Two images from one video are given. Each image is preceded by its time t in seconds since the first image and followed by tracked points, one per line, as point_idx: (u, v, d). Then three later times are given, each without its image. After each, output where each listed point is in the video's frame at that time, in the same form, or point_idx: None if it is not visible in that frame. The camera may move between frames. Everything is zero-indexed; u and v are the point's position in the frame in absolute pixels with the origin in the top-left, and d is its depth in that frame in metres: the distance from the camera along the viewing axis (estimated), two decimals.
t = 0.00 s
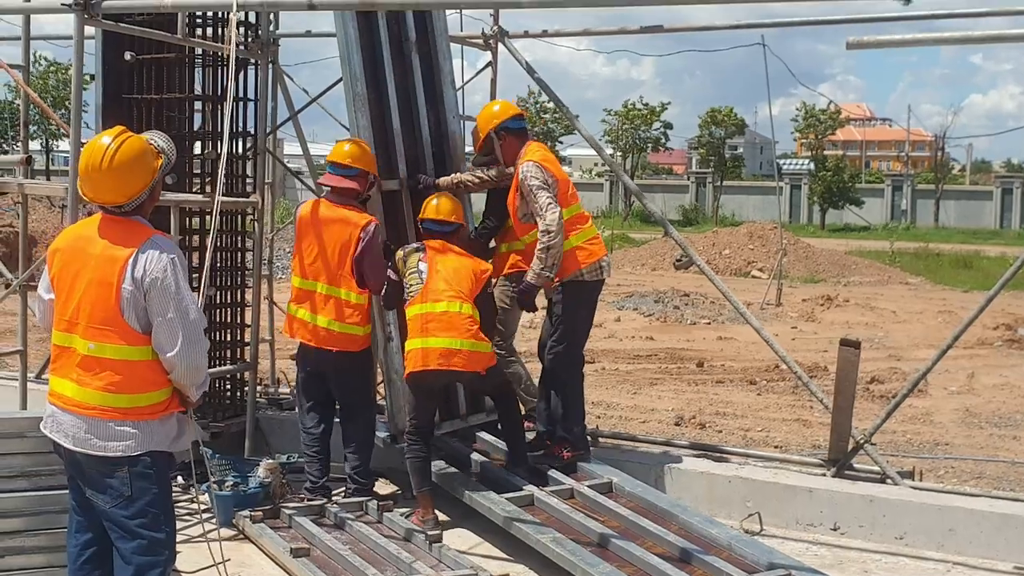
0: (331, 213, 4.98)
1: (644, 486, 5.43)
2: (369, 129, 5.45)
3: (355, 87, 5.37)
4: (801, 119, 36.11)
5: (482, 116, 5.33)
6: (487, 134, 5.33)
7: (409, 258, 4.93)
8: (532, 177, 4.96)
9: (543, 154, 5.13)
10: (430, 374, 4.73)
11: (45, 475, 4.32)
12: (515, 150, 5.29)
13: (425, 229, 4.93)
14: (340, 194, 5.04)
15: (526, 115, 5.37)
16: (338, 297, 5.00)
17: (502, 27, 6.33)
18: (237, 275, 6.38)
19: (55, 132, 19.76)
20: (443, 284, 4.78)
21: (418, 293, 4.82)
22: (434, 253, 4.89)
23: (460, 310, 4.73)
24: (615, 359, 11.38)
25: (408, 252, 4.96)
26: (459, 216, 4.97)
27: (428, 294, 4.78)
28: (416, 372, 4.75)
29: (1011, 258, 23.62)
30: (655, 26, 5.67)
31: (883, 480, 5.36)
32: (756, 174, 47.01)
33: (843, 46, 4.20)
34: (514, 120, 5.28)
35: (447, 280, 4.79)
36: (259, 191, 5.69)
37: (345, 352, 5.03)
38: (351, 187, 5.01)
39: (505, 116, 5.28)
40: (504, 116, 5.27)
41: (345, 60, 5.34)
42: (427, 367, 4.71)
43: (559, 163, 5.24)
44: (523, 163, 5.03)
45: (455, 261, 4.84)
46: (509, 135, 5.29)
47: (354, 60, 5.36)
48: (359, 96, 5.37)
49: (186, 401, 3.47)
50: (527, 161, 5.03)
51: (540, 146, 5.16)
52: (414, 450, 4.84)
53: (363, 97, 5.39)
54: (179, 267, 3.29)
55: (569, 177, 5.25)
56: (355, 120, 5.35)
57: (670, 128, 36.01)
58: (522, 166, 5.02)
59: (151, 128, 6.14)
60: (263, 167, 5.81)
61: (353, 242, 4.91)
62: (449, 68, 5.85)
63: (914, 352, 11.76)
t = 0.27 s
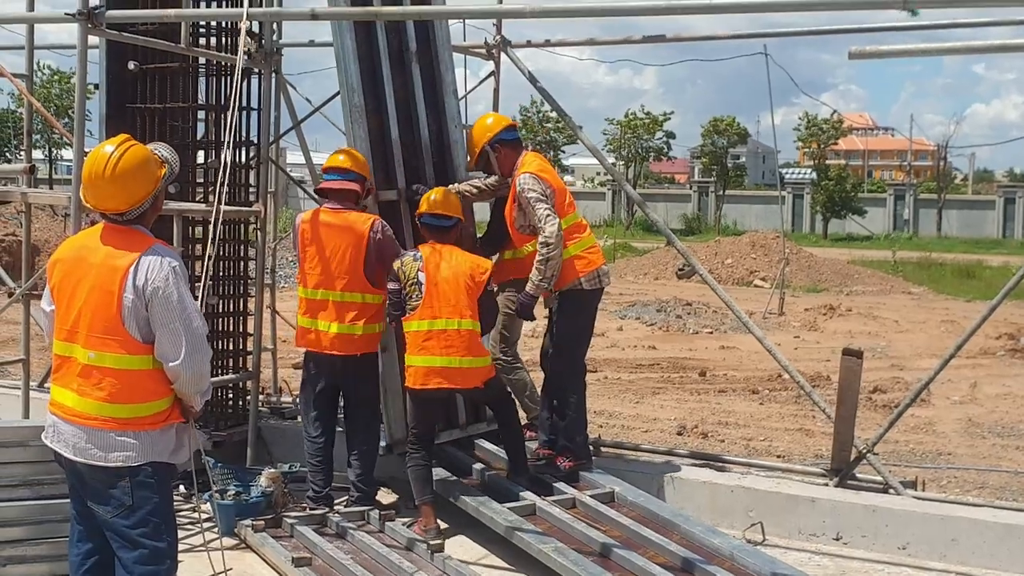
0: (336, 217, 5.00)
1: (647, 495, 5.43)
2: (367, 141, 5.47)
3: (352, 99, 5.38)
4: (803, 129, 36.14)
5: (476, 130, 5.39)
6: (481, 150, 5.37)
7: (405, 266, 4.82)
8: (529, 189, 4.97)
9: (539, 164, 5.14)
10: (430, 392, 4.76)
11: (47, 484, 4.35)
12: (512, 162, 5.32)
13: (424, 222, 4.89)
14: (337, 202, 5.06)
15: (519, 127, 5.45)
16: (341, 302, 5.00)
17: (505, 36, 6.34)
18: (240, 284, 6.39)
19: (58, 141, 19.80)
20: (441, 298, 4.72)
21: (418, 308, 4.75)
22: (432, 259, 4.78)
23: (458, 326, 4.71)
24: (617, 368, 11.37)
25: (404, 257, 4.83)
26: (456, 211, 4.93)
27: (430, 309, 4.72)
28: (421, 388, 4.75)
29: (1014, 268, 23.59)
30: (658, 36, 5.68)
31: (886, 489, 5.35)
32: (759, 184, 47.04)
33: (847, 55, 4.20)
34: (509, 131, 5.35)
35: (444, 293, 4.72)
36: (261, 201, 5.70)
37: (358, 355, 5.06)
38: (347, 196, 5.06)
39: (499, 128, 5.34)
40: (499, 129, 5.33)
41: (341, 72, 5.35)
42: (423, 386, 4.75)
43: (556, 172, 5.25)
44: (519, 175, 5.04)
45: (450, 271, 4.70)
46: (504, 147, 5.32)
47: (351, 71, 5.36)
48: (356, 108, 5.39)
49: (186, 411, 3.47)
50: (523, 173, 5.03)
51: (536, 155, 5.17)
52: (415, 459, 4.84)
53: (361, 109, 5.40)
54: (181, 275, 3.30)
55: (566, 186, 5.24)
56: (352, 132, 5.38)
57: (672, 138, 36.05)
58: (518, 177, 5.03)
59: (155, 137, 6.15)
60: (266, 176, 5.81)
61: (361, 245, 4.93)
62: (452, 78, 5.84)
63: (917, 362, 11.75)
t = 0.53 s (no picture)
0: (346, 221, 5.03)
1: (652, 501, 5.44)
2: (369, 146, 5.47)
3: (355, 105, 5.38)
4: (807, 135, 36.12)
5: (472, 139, 5.35)
6: (478, 161, 5.31)
7: (405, 269, 4.80)
8: (528, 200, 4.96)
9: (538, 173, 5.11)
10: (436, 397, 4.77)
11: (53, 489, 4.34)
12: (511, 174, 5.29)
13: (424, 222, 4.90)
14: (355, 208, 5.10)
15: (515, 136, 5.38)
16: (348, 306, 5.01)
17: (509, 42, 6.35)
18: (244, 289, 6.40)
19: (63, 146, 19.84)
20: (444, 303, 4.72)
21: (422, 314, 4.75)
22: (430, 263, 4.75)
23: (461, 332, 4.71)
24: (622, 374, 11.37)
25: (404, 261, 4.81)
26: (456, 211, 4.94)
27: (433, 315, 4.72)
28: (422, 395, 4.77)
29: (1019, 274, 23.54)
30: (662, 42, 5.68)
31: (891, 496, 5.34)
32: (763, 189, 47.04)
33: (851, 61, 4.20)
34: (504, 141, 5.28)
35: (444, 296, 4.72)
36: (266, 206, 5.70)
37: (364, 360, 5.04)
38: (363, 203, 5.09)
39: (496, 138, 5.28)
40: (494, 140, 5.27)
41: (343, 77, 5.35)
42: (425, 393, 4.76)
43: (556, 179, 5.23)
44: (519, 185, 5.02)
45: (450, 274, 4.72)
46: (500, 158, 5.27)
47: (353, 78, 5.37)
48: (358, 114, 5.39)
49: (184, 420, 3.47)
50: (523, 183, 5.02)
51: (535, 164, 5.15)
52: (420, 464, 4.83)
53: (363, 115, 5.41)
54: (181, 279, 3.30)
55: (566, 192, 5.22)
56: (354, 138, 5.37)
57: (676, 144, 36.06)
58: (518, 187, 5.02)
59: (160, 142, 6.16)
60: (271, 182, 5.82)
61: (373, 250, 4.96)
62: (456, 84, 5.87)
63: (922, 368, 11.73)
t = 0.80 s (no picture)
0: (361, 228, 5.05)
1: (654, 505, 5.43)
2: (372, 150, 5.46)
3: (358, 110, 5.37)
4: (810, 139, 36.10)
5: (478, 144, 5.34)
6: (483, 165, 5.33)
7: (406, 273, 4.81)
8: (539, 203, 4.96)
9: (548, 177, 5.13)
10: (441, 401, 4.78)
11: (55, 492, 4.34)
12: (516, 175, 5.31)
13: (425, 224, 4.89)
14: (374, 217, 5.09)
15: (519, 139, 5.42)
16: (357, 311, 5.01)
17: (513, 46, 6.35)
18: (248, 293, 6.41)
19: (67, 150, 19.88)
20: (445, 306, 4.72)
21: (423, 318, 4.74)
22: (431, 267, 4.75)
23: (463, 335, 4.71)
24: (625, 378, 11.36)
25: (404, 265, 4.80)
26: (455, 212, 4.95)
27: (433, 318, 4.71)
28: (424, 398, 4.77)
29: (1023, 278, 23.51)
30: (665, 46, 5.68)
31: (894, 500, 5.32)
32: (766, 194, 47.03)
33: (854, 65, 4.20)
34: (511, 146, 5.32)
35: (446, 299, 4.72)
36: (269, 210, 5.70)
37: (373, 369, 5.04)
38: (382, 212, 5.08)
39: (501, 142, 5.31)
40: (500, 145, 5.29)
41: (346, 81, 5.34)
42: (426, 396, 4.76)
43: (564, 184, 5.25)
44: (529, 189, 5.02)
45: (451, 277, 4.72)
46: (506, 162, 5.29)
47: (356, 82, 5.36)
48: (361, 118, 5.38)
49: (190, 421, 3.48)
50: (533, 187, 5.02)
51: (543, 168, 5.17)
52: (422, 468, 4.83)
53: (366, 119, 5.40)
54: (174, 281, 3.27)
55: (574, 197, 5.24)
56: (357, 142, 5.36)
57: (679, 148, 36.07)
58: (528, 190, 5.02)
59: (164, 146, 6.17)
60: (274, 185, 5.83)
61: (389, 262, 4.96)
62: (459, 88, 5.88)
63: (926, 372, 11.71)
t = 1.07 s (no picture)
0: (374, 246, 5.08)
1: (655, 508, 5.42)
2: (373, 154, 5.45)
3: (358, 113, 5.35)
4: (812, 142, 36.09)
5: (482, 149, 5.31)
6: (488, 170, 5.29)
7: (408, 276, 4.77)
8: (551, 207, 4.97)
9: (555, 181, 5.13)
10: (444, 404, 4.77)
11: (55, 495, 4.34)
12: (522, 184, 5.27)
13: (427, 227, 4.89)
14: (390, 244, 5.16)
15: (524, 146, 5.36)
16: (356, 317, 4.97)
17: (513, 50, 6.35)
18: (248, 296, 6.40)
19: (68, 153, 19.90)
20: (447, 310, 4.70)
21: (424, 321, 4.72)
22: (433, 270, 4.74)
23: (465, 339, 4.72)
24: (626, 381, 11.35)
25: (406, 268, 4.79)
26: (459, 215, 4.95)
27: (434, 322, 4.69)
28: (426, 402, 4.76)
29: None
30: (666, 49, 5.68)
31: (896, 504, 5.31)
32: (768, 197, 47.01)
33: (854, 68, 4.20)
34: (514, 150, 5.25)
35: (447, 303, 4.71)
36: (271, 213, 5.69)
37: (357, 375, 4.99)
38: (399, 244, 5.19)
39: (505, 148, 5.25)
40: (502, 151, 5.25)
41: (346, 85, 5.32)
42: (427, 399, 4.75)
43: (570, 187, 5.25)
44: (540, 192, 5.02)
45: (453, 280, 4.72)
46: (509, 169, 5.25)
47: (356, 85, 5.35)
48: (361, 121, 5.36)
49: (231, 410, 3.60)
50: (544, 190, 5.02)
51: (549, 172, 5.17)
52: (423, 472, 4.82)
53: (366, 122, 5.38)
54: (165, 277, 3.27)
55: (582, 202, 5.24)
56: (358, 146, 5.34)
57: (681, 151, 36.07)
58: (539, 194, 5.02)
59: (164, 149, 6.17)
60: (275, 188, 5.82)
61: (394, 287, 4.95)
62: (459, 91, 5.88)
63: (927, 375, 11.70)
